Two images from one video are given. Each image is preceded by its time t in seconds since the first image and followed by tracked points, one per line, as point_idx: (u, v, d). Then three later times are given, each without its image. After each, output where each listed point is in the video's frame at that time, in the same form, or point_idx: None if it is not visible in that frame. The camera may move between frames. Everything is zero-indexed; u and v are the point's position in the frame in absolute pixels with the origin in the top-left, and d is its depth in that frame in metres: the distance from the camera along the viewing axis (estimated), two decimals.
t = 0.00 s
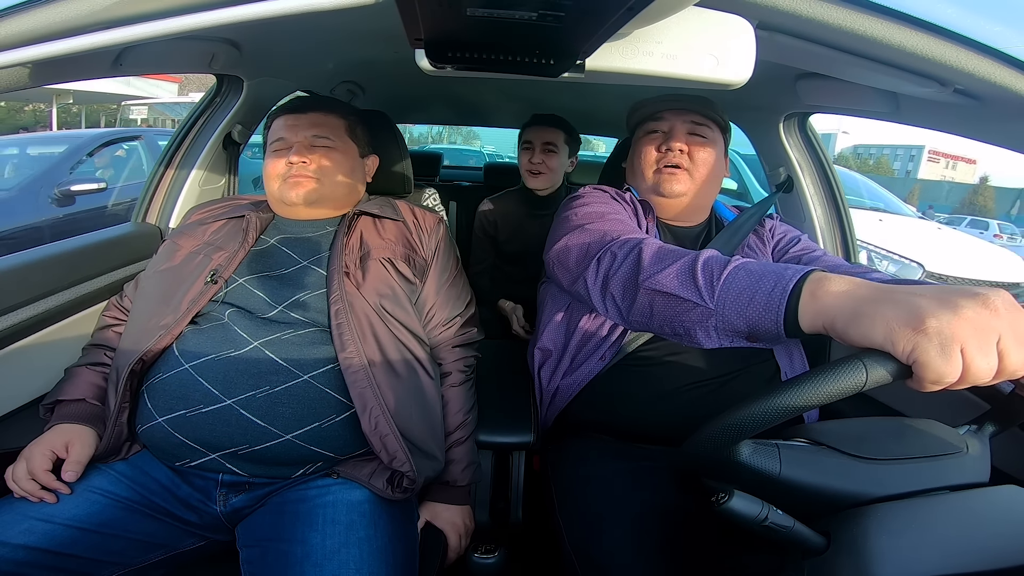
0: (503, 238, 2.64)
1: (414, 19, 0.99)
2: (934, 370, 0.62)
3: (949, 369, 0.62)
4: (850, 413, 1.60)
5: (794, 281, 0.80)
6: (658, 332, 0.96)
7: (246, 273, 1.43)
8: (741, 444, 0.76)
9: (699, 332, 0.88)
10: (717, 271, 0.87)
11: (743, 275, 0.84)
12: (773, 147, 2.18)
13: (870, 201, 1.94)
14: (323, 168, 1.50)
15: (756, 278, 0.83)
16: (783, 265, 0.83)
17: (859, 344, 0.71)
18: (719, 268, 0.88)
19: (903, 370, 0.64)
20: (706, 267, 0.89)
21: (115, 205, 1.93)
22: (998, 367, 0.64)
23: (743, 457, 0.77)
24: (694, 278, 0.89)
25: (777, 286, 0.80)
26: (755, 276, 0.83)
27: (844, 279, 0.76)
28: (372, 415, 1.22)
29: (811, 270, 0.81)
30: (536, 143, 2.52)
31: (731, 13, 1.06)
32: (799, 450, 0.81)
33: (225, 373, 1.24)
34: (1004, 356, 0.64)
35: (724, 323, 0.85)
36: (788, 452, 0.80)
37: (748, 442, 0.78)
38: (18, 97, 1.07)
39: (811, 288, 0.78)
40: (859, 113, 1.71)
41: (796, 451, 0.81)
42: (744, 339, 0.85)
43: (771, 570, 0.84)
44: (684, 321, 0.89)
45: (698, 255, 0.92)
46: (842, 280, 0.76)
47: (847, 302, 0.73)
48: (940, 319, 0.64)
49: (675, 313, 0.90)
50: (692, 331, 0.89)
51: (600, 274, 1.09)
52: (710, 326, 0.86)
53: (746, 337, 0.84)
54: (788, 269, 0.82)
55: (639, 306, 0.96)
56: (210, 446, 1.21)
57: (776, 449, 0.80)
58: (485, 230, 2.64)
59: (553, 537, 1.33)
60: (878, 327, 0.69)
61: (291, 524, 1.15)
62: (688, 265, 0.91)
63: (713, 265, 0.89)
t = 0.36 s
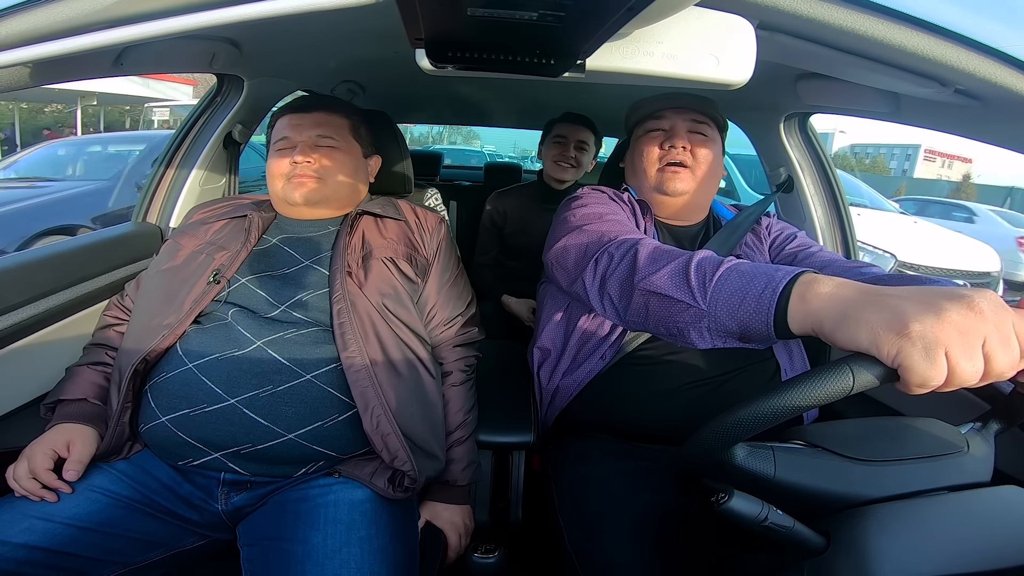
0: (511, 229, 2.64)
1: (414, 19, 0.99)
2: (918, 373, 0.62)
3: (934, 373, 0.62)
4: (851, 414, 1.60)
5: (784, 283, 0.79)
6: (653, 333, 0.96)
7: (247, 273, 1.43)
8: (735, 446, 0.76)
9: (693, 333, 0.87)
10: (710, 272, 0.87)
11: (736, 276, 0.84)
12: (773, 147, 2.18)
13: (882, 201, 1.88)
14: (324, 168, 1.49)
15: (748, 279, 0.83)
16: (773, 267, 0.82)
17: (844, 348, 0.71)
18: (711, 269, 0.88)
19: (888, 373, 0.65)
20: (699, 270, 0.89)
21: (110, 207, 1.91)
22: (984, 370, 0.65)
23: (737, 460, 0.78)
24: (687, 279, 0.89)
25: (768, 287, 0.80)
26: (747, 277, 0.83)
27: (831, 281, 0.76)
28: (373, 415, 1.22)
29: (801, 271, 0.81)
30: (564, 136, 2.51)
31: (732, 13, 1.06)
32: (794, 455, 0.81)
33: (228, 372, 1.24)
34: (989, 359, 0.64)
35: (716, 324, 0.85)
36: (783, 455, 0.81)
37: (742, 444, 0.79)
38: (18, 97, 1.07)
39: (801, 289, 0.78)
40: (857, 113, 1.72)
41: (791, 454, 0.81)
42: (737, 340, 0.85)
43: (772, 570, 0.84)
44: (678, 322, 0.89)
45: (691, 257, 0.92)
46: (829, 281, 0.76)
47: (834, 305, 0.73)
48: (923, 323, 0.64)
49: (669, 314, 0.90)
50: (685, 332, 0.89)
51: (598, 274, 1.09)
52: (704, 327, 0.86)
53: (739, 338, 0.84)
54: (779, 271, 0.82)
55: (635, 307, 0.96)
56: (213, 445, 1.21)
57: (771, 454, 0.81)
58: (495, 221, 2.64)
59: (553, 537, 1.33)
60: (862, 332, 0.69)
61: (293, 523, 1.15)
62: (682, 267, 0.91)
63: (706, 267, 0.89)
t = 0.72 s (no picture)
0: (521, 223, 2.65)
1: (415, 20, 1.00)
2: (927, 370, 0.62)
3: (943, 369, 0.62)
4: (853, 412, 1.60)
5: (790, 279, 0.80)
6: (656, 328, 0.96)
7: (248, 275, 1.43)
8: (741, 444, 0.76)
9: (697, 328, 0.87)
10: (716, 267, 0.87)
11: (741, 271, 0.85)
12: (774, 146, 2.18)
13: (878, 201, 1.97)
14: (323, 168, 1.50)
15: (753, 274, 0.84)
16: (780, 263, 0.83)
17: (852, 344, 0.71)
18: (717, 264, 0.88)
19: (898, 370, 0.64)
20: (704, 264, 0.89)
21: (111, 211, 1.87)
22: (993, 366, 0.65)
23: (743, 458, 0.77)
24: (692, 274, 0.89)
25: (773, 283, 0.81)
26: (752, 272, 0.84)
27: (838, 278, 0.77)
28: (373, 416, 1.22)
29: (807, 268, 0.82)
30: (562, 137, 2.55)
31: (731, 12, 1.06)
32: (800, 451, 0.81)
33: (229, 373, 1.25)
34: (999, 355, 0.64)
35: (720, 319, 0.85)
36: (788, 452, 0.81)
37: (748, 442, 0.78)
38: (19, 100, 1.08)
39: (806, 286, 0.79)
40: (855, 112, 1.73)
41: (798, 453, 0.81)
42: (739, 336, 0.86)
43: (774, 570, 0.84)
44: (681, 316, 0.89)
45: (699, 251, 0.91)
46: (835, 278, 0.77)
47: (841, 301, 0.73)
48: (932, 319, 0.64)
49: (673, 308, 0.90)
50: (688, 326, 0.89)
51: (600, 270, 1.09)
52: (708, 322, 0.86)
53: (742, 333, 0.84)
54: (785, 267, 0.83)
55: (637, 299, 0.96)
56: (216, 446, 1.22)
57: (776, 450, 0.80)
58: (505, 216, 2.67)
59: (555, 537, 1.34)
60: (870, 328, 0.69)
61: (296, 524, 1.16)
62: (687, 261, 0.91)
63: (712, 262, 0.89)
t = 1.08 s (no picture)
0: (513, 225, 2.66)
1: (416, 18, 0.99)
2: (939, 370, 0.62)
3: (954, 369, 0.62)
4: (851, 414, 1.60)
5: (798, 282, 0.80)
6: (657, 336, 0.95)
7: (247, 272, 1.43)
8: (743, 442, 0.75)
9: (701, 337, 0.87)
10: (719, 274, 0.87)
11: (745, 277, 0.85)
12: (775, 147, 2.18)
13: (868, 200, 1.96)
14: (323, 168, 1.50)
15: (758, 280, 0.83)
16: (785, 268, 0.83)
17: (862, 344, 0.71)
18: (719, 271, 0.88)
19: (907, 369, 0.64)
20: (706, 270, 0.89)
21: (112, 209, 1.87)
22: (1002, 369, 0.65)
23: (743, 456, 0.76)
24: (695, 281, 0.89)
25: (780, 288, 0.80)
26: (757, 278, 0.84)
27: (846, 281, 0.77)
28: (372, 414, 1.22)
29: (813, 272, 0.82)
30: (545, 134, 2.54)
31: (732, 12, 1.04)
32: (800, 450, 0.81)
33: (227, 369, 1.24)
34: (1009, 357, 0.64)
35: (726, 327, 0.84)
36: (789, 451, 0.80)
37: (749, 440, 0.78)
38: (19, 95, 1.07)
39: (814, 289, 0.78)
40: (857, 113, 1.72)
41: (798, 452, 0.80)
42: (746, 343, 0.85)
43: (772, 570, 0.84)
44: (686, 325, 0.88)
45: (697, 258, 0.92)
46: (844, 281, 0.77)
47: (851, 304, 0.73)
48: (946, 319, 0.64)
49: (676, 317, 0.90)
50: (693, 336, 0.88)
51: (597, 278, 1.09)
52: (713, 331, 0.85)
53: (748, 340, 0.84)
54: (790, 272, 0.82)
55: (637, 309, 0.95)
56: (212, 443, 1.21)
57: (777, 449, 0.80)
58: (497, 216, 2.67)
59: (552, 536, 1.33)
60: (882, 328, 0.69)
61: (292, 521, 1.15)
62: (688, 268, 0.91)
63: (714, 268, 0.89)
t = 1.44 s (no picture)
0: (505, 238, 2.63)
1: (416, 19, 1.00)
2: (946, 368, 0.62)
3: (961, 367, 0.63)
4: (851, 415, 1.60)
5: (802, 281, 0.80)
6: (661, 334, 0.95)
7: (246, 273, 1.43)
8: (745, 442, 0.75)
9: (705, 334, 0.87)
10: (722, 273, 0.87)
11: (749, 275, 0.85)
12: (775, 148, 2.18)
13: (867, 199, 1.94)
14: (323, 168, 1.50)
15: (762, 278, 0.83)
16: (789, 266, 0.83)
17: (869, 344, 0.72)
18: (723, 270, 0.88)
19: (915, 367, 0.64)
20: (710, 269, 0.89)
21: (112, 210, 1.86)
22: (1009, 367, 0.65)
23: (747, 456, 0.76)
24: (699, 279, 0.89)
25: (784, 287, 0.81)
26: (762, 276, 0.84)
27: (852, 280, 0.77)
28: (372, 416, 1.22)
29: (817, 270, 0.82)
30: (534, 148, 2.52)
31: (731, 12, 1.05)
32: (803, 449, 0.80)
33: (225, 371, 1.24)
34: (1015, 356, 0.64)
35: (729, 325, 0.85)
36: (793, 449, 0.80)
37: (753, 440, 0.78)
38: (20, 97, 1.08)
39: (819, 288, 0.79)
40: (856, 114, 1.72)
41: (801, 451, 0.80)
42: (749, 342, 0.85)
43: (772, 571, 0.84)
44: (688, 323, 0.89)
45: (701, 257, 0.92)
46: (849, 280, 0.77)
47: (857, 302, 0.73)
48: (953, 317, 0.64)
49: (679, 315, 0.90)
50: (696, 333, 0.88)
51: (600, 276, 1.09)
52: (716, 328, 0.86)
53: (752, 339, 0.84)
54: (795, 270, 0.83)
55: (642, 305, 0.95)
56: (211, 445, 1.21)
57: (782, 448, 0.80)
58: (488, 230, 2.65)
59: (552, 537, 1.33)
60: (889, 326, 0.69)
61: (293, 523, 1.15)
62: (692, 266, 0.91)
63: (718, 267, 0.89)
